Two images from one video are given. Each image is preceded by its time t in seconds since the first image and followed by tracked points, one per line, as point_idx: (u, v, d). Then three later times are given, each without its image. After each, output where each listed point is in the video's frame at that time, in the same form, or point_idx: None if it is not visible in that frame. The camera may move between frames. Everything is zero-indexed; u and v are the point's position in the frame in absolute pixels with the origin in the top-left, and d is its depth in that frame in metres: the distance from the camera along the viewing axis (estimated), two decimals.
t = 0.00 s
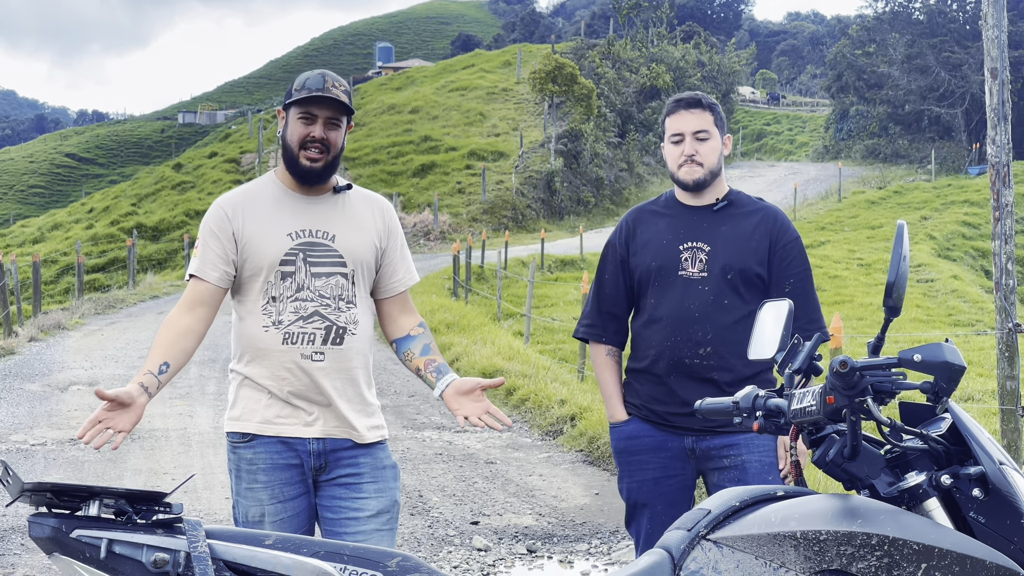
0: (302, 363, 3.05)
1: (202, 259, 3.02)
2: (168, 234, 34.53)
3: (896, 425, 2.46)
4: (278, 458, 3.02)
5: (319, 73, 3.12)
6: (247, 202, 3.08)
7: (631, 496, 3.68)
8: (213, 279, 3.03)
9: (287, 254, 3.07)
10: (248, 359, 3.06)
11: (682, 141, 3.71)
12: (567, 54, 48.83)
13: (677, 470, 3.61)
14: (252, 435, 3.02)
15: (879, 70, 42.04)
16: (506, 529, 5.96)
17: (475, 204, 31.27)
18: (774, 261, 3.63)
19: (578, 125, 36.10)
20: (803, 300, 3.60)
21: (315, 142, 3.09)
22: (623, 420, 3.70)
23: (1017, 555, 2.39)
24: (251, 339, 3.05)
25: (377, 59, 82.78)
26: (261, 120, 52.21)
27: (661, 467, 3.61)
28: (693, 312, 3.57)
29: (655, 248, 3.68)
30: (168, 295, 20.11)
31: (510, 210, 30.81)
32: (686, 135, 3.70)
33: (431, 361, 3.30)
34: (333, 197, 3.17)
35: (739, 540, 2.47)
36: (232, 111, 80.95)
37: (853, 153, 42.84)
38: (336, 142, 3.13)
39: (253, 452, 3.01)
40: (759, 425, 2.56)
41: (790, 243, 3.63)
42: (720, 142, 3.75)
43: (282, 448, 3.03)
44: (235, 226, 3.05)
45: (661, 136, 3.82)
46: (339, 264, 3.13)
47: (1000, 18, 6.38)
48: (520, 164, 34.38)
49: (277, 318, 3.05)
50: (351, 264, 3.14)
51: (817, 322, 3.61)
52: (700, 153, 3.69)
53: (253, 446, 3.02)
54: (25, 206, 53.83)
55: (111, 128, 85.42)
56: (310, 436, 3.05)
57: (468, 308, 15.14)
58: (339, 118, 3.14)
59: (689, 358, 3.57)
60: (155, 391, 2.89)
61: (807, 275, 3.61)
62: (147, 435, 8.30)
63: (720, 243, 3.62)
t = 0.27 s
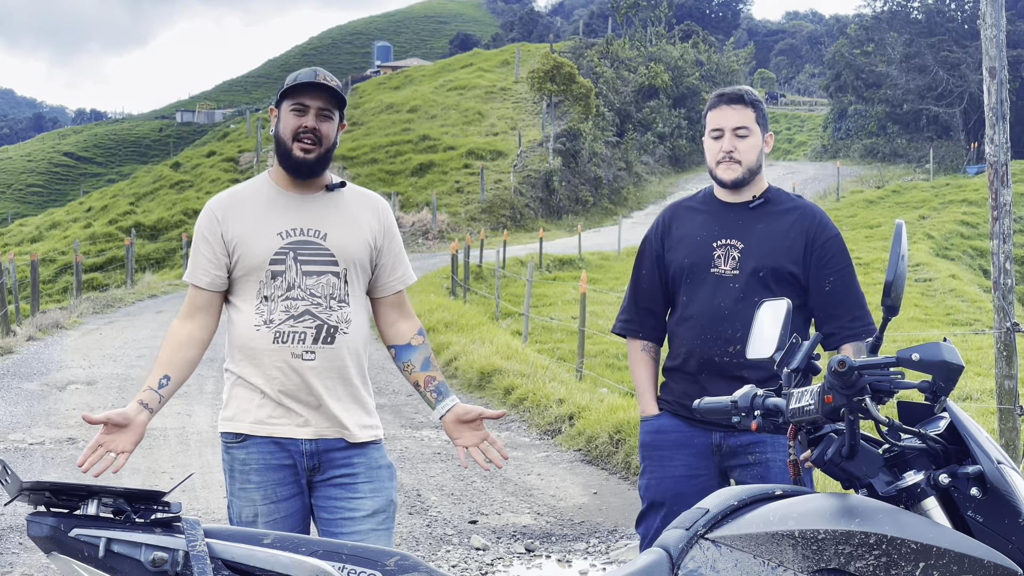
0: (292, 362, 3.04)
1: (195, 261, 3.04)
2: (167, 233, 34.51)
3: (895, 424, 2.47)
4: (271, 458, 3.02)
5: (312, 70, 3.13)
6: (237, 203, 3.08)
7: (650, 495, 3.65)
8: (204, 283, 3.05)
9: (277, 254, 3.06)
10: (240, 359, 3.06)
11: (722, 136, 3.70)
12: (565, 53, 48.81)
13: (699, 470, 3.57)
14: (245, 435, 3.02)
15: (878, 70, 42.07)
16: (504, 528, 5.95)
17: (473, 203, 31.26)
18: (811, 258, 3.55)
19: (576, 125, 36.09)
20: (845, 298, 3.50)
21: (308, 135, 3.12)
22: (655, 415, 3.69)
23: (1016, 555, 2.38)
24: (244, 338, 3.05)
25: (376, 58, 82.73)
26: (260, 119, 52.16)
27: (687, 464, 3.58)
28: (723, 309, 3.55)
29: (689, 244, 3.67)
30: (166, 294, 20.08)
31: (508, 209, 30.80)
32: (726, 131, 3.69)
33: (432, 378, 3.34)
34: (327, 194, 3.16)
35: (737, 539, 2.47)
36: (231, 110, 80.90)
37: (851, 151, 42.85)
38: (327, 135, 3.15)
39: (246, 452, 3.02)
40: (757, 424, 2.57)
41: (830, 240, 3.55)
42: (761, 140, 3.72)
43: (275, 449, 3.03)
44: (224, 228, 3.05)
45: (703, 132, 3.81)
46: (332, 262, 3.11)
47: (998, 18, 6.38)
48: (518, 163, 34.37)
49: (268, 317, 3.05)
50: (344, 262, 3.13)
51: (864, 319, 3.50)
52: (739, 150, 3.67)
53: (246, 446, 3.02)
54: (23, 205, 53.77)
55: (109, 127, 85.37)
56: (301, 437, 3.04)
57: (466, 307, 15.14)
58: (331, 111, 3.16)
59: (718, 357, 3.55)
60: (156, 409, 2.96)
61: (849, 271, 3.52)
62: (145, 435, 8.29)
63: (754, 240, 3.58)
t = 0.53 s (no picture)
0: (278, 358, 3.04)
1: (189, 258, 3.07)
2: (165, 233, 34.51)
3: (894, 424, 2.46)
4: (263, 457, 3.03)
5: (310, 73, 3.13)
6: (230, 201, 3.10)
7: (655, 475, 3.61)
8: (192, 278, 3.08)
9: (267, 250, 3.06)
10: (232, 357, 3.07)
11: (746, 136, 3.66)
12: (564, 52, 48.78)
13: (710, 458, 3.55)
14: (238, 433, 3.03)
15: (877, 69, 42.09)
16: (503, 527, 5.95)
17: (472, 203, 31.27)
18: (837, 259, 3.51)
19: (575, 124, 36.08)
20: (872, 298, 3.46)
21: (300, 140, 3.09)
22: (676, 398, 3.72)
23: (1014, 554, 2.37)
24: (235, 336, 3.06)
25: (375, 57, 82.69)
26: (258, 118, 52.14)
27: (698, 450, 3.56)
28: (745, 308, 3.54)
29: (713, 240, 3.67)
30: (164, 293, 20.07)
31: (507, 209, 30.80)
32: (749, 130, 3.64)
33: (458, 360, 3.35)
34: (319, 191, 3.16)
35: (735, 538, 2.47)
36: (230, 109, 80.87)
37: (849, 151, 42.88)
38: (321, 141, 3.13)
39: (240, 451, 3.03)
40: (755, 424, 2.57)
41: (856, 238, 3.50)
42: (787, 138, 3.67)
43: (267, 448, 3.03)
44: (216, 225, 3.07)
45: (729, 130, 3.78)
46: (322, 259, 3.10)
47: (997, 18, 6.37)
48: (517, 163, 34.37)
49: (257, 314, 3.05)
50: (334, 258, 3.12)
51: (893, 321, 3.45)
52: (764, 149, 3.62)
53: (240, 445, 3.03)
54: (21, 204, 53.73)
55: (107, 126, 85.31)
56: (292, 435, 3.03)
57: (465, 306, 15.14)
58: (326, 118, 3.14)
59: (739, 358, 3.56)
60: (129, 378, 2.98)
61: (874, 271, 3.47)
62: (144, 434, 8.29)
63: (777, 240, 3.55)
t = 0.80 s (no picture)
0: (274, 360, 3.04)
1: (192, 260, 3.07)
2: (164, 232, 34.48)
3: (891, 425, 2.46)
4: (261, 457, 3.03)
5: (309, 74, 3.12)
6: (234, 202, 3.10)
7: (667, 491, 3.64)
8: (197, 281, 3.07)
9: (267, 251, 3.07)
10: (232, 357, 3.08)
11: (753, 134, 3.62)
12: (563, 52, 48.76)
13: (718, 465, 3.55)
14: (237, 433, 3.04)
15: (876, 69, 42.10)
16: (501, 527, 5.95)
17: (471, 203, 31.25)
18: (844, 262, 3.51)
19: (574, 124, 36.06)
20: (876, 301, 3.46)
21: (300, 143, 3.07)
22: (675, 410, 3.70)
23: (1012, 554, 2.37)
24: (234, 337, 3.07)
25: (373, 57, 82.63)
26: (257, 118, 52.12)
27: (703, 460, 3.57)
28: (747, 307, 3.53)
29: (715, 238, 3.64)
30: (163, 293, 20.06)
31: (505, 209, 30.80)
32: (757, 129, 3.61)
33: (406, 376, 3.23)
34: (319, 192, 3.15)
35: (733, 538, 2.47)
36: (228, 109, 80.83)
37: (848, 151, 42.88)
38: (321, 143, 3.12)
39: (239, 451, 3.04)
40: (754, 424, 2.57)
41: (863, 242, 3.50)
42: (795, 138, 3.63)
43: (266, 447, 3.04)
44: (221, 226, 3.08)
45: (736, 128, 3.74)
46: (319, 259, 3.09)
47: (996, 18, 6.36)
48: (516, 163, 34.36)
49: (255, 315, 3.06)
50: (332, 258, 3.11)
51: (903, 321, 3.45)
52: (770, 149, 3.59)
53: (239, 444, 3.04)
54: (20, 204, 53.69)
55: (106, 126, 85.29)
56: (289, 435, 3.03)
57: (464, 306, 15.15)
58: (325, 121, 3.13)
59: (741, 358, 3.54)
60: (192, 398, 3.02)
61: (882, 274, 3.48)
62: (143, 434, 8.29)
63: (781, 240, 3.54)
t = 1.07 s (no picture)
0: (278, 363, 3.04)
1: (197, 262, 3.05)
2: (162, 232, 34.46)
3: (890, 425, 2.45)
4: (264, 458, 3.03)
5: (310, 71, 3.11)
6: (237, 203, 3.09)
7: (653, 497, 3.58)
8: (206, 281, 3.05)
9: (271, 253, 3.06)
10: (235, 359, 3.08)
11: (735, 135, 3.58)
12: (562, 52, 48.80)
13: (704, 469, 3.50)
14: (240, 434, 3.04)
15: (874, 70, 42.14)
16: (499, 527, 5.95)
17: (469, 203, 31.27)
18: (836, 259, 3.51)
19: (572, 124, 36.07)
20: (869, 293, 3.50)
21: (303, 139, 3.08)
22: (663, 415, 3.61)
23: (1010, 554, 2.38)
24: (238, 339, 3.07)
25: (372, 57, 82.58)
26: (255, 119, 52.08)
27: (690, 465, 3.52)
28: (742, 307, 3.49)
29: (707, 239, 3.58)
30: (162, 293, 20.05)
31: (504, 209, 30.82)
32: (739, 129, 3.57)
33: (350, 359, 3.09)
34: (322, 191, 3.14)
35: (732, 538, 2.47)
36: (227, 109, 80.76)
37: (847, 151, 42.94)
38: (324, 140, 3.11)
39: (241, 452, 3.04)
40: (753, 424, 2.56)
41: (853, 239, 3.51)
42: (777, 134, 3.60)
43: (269, 449, 3.03)
44: (225, 228, 3.07)
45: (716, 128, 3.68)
46: (323, 260, 3.09)
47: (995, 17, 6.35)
48: (514, 163, 34.38)
49: (259, 316, 3.06)
50: (334, 260, 3.10)
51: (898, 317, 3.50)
52: (754, 148, 3.55)
53: (241, 446, 3.04)
54: (19, 204, 53.65)
55: (104, 126, 85.29)
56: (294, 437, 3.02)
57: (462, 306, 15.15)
58: (328, 116, 3.12)
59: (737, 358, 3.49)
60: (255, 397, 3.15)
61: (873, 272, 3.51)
62: (141, 433, 8.29)
63: (775, 239, 3.51)
